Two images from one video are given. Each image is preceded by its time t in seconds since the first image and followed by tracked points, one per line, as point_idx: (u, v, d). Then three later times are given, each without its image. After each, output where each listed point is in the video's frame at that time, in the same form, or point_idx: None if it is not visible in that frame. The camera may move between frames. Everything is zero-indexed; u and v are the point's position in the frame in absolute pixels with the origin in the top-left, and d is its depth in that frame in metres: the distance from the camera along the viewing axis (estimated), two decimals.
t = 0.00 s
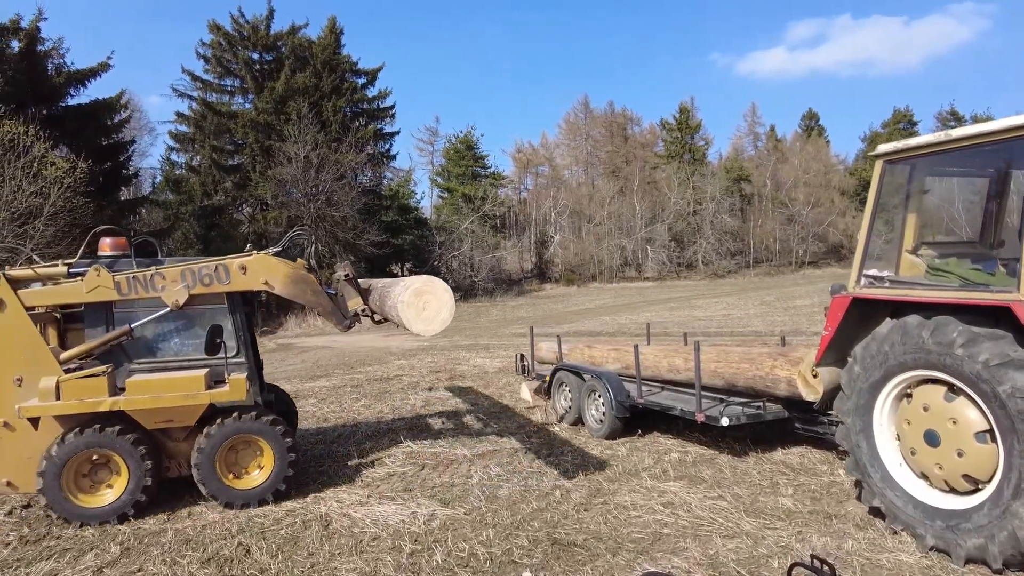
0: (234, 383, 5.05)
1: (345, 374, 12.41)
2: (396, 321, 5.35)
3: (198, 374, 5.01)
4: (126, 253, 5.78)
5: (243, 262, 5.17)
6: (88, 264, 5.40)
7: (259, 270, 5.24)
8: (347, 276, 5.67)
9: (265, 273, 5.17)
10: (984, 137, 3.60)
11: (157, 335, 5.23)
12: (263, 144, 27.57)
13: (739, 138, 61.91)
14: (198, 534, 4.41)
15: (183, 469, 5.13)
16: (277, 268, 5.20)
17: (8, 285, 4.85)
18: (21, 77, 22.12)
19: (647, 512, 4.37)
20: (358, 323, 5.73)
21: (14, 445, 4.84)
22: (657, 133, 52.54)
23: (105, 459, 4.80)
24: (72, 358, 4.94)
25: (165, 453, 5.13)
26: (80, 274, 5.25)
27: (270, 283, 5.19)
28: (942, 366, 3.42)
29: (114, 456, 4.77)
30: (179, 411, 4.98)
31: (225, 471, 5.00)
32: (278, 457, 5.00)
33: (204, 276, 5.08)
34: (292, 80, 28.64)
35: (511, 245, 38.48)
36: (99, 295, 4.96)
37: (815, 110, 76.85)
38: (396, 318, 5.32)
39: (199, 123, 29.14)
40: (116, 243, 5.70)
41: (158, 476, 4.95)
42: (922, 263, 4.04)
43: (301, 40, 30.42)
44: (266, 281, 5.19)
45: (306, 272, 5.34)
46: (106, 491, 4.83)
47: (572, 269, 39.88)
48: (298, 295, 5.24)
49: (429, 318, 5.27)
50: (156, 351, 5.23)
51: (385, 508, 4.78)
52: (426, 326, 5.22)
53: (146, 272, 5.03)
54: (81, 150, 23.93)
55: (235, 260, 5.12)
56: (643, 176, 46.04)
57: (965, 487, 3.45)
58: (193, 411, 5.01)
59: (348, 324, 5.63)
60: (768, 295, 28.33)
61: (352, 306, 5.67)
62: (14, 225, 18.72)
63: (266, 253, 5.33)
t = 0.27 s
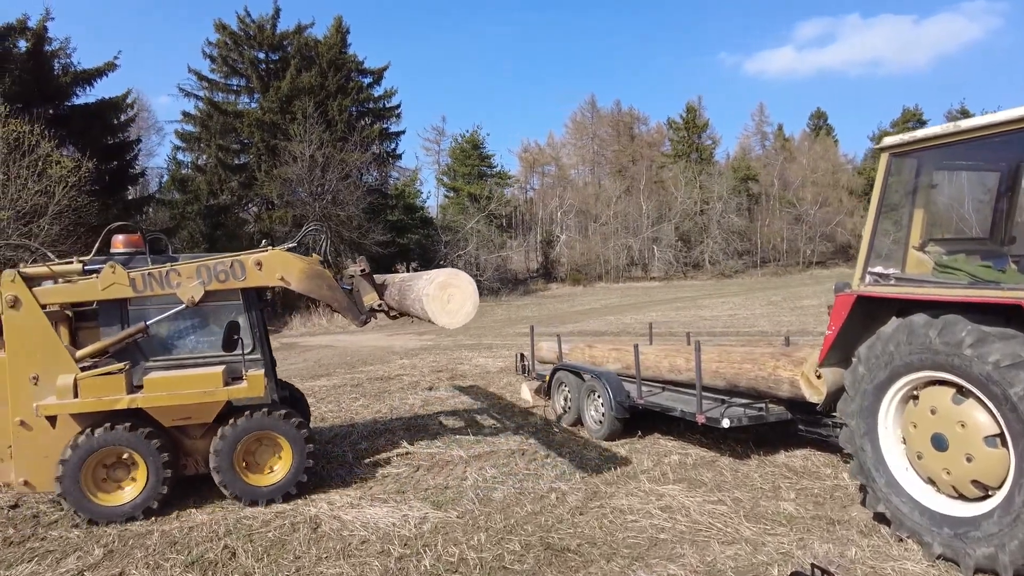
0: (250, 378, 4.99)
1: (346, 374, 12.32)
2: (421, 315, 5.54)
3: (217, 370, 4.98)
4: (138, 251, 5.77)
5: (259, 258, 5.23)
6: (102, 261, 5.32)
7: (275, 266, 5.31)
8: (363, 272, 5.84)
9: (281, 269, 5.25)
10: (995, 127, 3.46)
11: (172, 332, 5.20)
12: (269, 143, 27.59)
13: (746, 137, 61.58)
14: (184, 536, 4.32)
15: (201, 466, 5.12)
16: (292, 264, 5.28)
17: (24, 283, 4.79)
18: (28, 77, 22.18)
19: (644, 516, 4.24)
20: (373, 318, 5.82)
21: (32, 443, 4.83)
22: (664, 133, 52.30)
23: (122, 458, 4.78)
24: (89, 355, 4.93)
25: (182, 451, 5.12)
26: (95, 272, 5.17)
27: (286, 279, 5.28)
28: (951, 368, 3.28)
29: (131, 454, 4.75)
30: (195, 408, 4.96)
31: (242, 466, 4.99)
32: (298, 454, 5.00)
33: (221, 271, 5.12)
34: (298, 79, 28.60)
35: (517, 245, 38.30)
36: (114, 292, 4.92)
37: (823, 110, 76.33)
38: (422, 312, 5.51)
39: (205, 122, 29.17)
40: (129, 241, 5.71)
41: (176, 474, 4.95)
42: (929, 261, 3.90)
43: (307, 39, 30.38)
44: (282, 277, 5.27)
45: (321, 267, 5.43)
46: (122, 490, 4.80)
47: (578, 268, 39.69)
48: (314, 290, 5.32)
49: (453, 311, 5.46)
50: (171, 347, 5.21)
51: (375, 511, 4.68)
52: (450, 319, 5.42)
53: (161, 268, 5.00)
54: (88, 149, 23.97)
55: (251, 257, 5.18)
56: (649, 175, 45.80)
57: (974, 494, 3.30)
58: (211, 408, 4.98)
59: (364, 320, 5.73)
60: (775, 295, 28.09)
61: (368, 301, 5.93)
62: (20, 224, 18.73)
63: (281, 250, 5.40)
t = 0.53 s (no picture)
0: (266, 377, 4.98)
1: (343, 374, 12.18)
2: (442, 314, 5.57)
3: (231, 369, 4.94)
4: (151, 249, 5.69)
5: (274, 256, 5.22)
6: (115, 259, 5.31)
7: (290, 263, 5.30)
8: (377, 271, 6.09)
9: (296, 267, 5.24)
10: (1005, 120, 3.30)
11: (184, 330, 5.15)
12: (271, 142, 27.57)
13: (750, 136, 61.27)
14: (164, 543, 4.20)
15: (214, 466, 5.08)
16: (308, 262, 5.27)
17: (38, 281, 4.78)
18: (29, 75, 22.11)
19: (639, 524, 4.10)
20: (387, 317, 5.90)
21: (46, 443, 4.78)
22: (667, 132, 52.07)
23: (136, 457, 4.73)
24: (101, 354, 4.91)
25: (196, 451, 5.08)
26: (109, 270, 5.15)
27: (301, 277, 5.26)
28: (959, 372, 3.13)
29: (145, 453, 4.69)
30: (209, 407, 4.91)
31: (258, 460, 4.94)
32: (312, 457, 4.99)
33: (234, 269, 5.12)
34: (300, 77, 28.45)
35: (520, 244, 38.10)
36: (127, 290, 4.91)
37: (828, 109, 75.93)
38: (444, 310, 5.54)
39: (207, 121, 29.06)
40: (142, 239, 5.63)
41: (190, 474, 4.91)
42: (936, 260, 3.74)
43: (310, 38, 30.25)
44: (297, 275, 5.27)
45: (335, 265, 5.43)
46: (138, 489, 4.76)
47: (581, 268, 39.48)
48: (328, 289, 5.35)
49: (475, 310, 5.57)
50: (184, 347, 5.16)
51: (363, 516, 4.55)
52: (473, 317, 5.53)
53: (174, 266, 4.99)
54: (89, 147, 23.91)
55: (265, 254, 5.16)
56: (653, 174, 45.58)
57: (982, 505, 3.16)
58: (224, 407, 4.94)
59: (378, 319, 5.78)
60: (778, 295, 27.86)
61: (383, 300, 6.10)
62: (19, 222, 18.65)
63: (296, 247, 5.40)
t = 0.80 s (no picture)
0: (276, 379, 4.94)
1: (337, 375, 12.03)
2: (456, 316, 5.46)
3: (242, 371, 4.91)
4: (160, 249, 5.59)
5: (283, 256, 5.13)
6: (124, 260, 5.28)
7: (300, 263, 5.21)
8: (389, 270, 5.82)
9: (306, 267, 5.16)
10: (1013, 116, 3.16)
11: (192, 332, 5.07)
12: (270, 142, 27.40)
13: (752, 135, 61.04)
14: (140, 555, 4.08)
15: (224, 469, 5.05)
16: (317, 262, 5.18)
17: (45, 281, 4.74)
18: (26, 74, 21.97)
19: (631, 535, 3.96)
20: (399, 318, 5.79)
21: (53, 446, 4.73)
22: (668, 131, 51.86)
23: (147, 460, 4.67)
24: (108, 355, 4.84)
25: (204, 454, 5.03)
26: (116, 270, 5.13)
27: (311, 277, 5.19)
28: (963, 380, 2.98)
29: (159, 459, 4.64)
30: (218, 409, 4.86)
31: (268, 455, 4.91)
32: (321, 468, 4.91)
33: (243, 269, 5.05)
34: (299, 76, 28.27)
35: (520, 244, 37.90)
36: (135, 290, 4.86)
37: (829, 109, 75.67)
38: (457, 312, 5.44)
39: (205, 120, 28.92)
40: (151, 238, 5.54)
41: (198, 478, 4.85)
42: (939, 262, 3.60)
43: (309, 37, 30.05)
44: (307, 275, 5.18)
45: (346, 265, 5.34)
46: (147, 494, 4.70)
47: (581, 267, 39.27)
48: (338, 289, 5.28)
49: (490, 311, 5.46)
50: (193, 348, 5.08)
51: (347, 526, 4.42)
52: (488, 319, 5.42)
53: (183, 266, 4.95)
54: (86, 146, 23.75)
55: (274, 254, 5.09)
56: (654, 174, 45.38)
57: (989, 519, 3.02)
58: (233, 409, 4.89)
59: (389, 319, 5.66)
60: (779, 295, 27.67)
61: (393, 300, 5.86)
62: (13, 221, 18.38)
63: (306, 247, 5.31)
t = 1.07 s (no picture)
0: (283, 379, 4.89)
1: (329, 376, 11.85)
2: (469, 309, 5.40)
3: (248, 370, 4.83)
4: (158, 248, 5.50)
5: (286, 252, 5.04)
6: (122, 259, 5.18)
7: (304, 259, 5.13)
8: (393, 265, 5.79)
9: (310, 262, 5.08)
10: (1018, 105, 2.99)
11: (194, 332, 4.94)
12: (267, 141, 27.19)
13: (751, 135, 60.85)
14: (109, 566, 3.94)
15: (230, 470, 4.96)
16: (322, 257, 5.13)
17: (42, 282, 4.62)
18: (19, 72, 21.76)
19: (619, 545, 3.80)
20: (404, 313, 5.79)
21: (54, 451, 4.64)
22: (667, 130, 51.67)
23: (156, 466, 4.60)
24: (110, 357, 4.74)
25: (210, 456, 4.92)
26: (115, 270, 5.02)
27: (315, 273, 5.10)
28: (966, 385, 2.83)
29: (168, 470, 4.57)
30: (224, 410, 4.78)
31: (279, 449, 4.85)
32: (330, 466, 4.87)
33: (246, 266, 4.95)
34: (296, 75, 28.06)
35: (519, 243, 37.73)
36: (135, 290, 4.76)
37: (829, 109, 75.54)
38: (470, 306, 5.38)
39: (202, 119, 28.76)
40: (149, 237, 5.44)
41: (205, 480, 4.77)
42: (940, 260, 3.45)
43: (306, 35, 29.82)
44: (312, 271, 5.09)
45: (350, 261, 5.31)
46: (150, 500, 4.63)
47: (580, 267, 39.07)
48: (344, 285, 5.23)
49: (503, 305, 5.38)
50: (195, 349, 4.96)
51: (326, 534, 4.27)
52: (501, 312, 5.34)
53: (184, 264, 4.84)
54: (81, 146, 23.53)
55: (278, 250, 4.99)
56: (653, 173, 45.21)
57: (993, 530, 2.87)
58: (239, 410, 4.82)
59: (395, 315, 5.69)
60: (778, 295, 27.52)
61: (398, 295, 5.82)
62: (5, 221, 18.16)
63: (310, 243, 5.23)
